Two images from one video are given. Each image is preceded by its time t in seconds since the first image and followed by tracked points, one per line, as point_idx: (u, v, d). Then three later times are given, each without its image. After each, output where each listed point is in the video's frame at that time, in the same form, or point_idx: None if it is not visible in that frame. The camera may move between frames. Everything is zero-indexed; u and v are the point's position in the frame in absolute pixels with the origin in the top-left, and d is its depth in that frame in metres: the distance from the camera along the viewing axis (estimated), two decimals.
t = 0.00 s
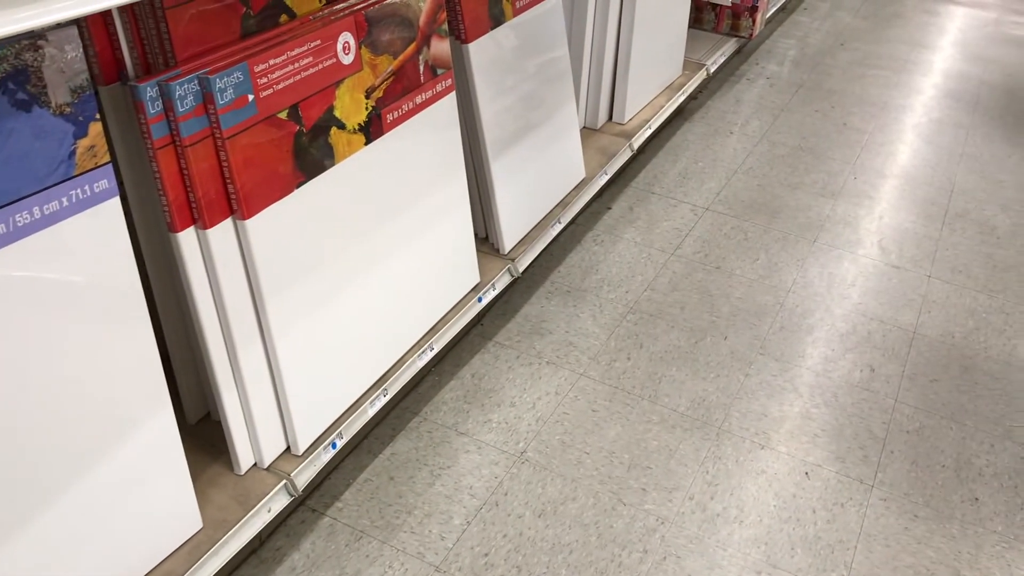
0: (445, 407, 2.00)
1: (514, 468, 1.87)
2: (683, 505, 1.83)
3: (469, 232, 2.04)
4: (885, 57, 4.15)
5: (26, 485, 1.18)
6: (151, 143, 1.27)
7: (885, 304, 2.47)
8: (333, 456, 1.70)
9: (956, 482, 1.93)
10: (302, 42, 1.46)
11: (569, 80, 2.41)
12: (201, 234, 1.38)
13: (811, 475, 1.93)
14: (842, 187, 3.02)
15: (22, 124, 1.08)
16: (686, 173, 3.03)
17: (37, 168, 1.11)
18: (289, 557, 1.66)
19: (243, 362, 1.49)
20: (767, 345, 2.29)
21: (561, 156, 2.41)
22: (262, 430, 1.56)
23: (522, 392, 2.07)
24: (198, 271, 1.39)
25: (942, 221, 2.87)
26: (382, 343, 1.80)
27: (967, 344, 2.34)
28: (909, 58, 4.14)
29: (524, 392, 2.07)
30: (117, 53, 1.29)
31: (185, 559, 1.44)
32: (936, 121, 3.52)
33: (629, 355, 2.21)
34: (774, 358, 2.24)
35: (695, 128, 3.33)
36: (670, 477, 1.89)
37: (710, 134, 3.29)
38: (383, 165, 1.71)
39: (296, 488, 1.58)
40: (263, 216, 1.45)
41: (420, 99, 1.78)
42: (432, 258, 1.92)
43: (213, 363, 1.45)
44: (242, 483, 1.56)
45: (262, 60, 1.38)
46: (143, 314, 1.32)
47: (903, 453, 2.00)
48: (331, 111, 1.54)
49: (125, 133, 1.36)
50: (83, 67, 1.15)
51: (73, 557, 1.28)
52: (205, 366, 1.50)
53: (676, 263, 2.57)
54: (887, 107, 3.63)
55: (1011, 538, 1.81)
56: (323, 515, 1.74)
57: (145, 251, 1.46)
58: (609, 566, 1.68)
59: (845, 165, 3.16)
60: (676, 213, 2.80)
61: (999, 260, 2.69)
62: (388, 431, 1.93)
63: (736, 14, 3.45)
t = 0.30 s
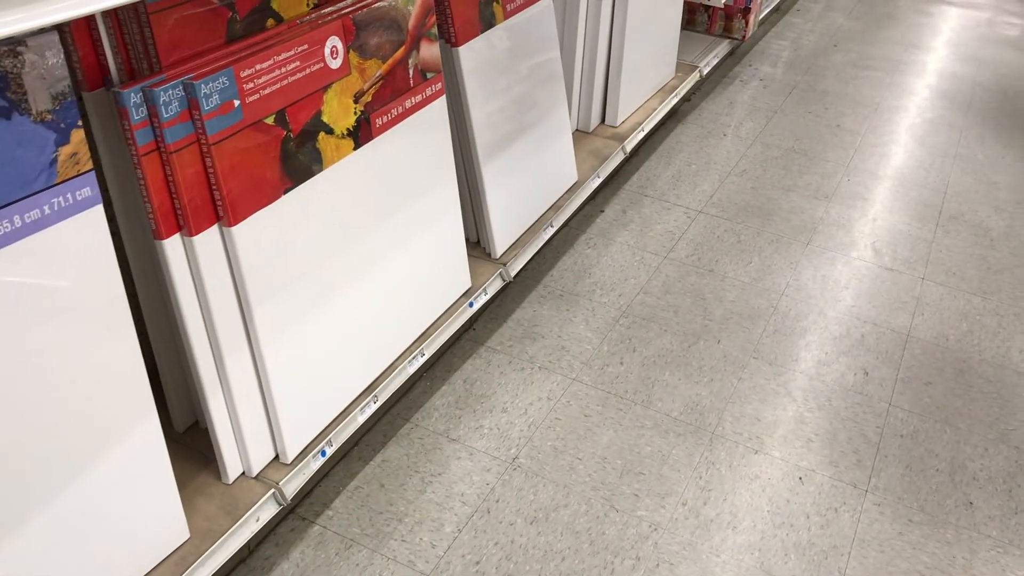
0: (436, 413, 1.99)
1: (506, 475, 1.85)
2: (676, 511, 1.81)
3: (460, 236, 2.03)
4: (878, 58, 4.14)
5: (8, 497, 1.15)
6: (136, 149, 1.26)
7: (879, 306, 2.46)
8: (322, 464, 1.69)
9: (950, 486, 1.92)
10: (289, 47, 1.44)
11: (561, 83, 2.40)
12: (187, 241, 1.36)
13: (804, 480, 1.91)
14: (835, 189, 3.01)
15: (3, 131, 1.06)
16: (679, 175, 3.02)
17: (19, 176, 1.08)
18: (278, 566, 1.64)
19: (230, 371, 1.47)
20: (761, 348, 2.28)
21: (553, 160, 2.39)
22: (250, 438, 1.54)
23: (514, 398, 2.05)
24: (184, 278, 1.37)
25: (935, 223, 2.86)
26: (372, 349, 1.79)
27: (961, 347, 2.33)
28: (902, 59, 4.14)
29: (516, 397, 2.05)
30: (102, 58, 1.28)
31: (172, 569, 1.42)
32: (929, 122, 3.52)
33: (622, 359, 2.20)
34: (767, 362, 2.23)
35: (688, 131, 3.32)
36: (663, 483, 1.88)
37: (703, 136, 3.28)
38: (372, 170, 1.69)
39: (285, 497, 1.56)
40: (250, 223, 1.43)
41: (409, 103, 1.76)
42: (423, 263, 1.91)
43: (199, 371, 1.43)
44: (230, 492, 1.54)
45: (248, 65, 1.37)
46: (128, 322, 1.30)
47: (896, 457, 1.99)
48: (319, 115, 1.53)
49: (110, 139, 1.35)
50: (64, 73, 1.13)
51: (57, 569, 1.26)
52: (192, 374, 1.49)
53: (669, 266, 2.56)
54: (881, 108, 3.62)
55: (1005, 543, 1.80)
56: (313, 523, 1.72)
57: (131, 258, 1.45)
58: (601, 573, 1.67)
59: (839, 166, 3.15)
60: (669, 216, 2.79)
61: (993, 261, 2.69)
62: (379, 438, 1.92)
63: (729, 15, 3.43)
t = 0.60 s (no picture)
0: (418, 426, 1.95)
1: (488, 490, 1.82)
2: (660, 528, 1.78)
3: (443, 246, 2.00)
4: (872, 64, 4.12)
5: None
6: (101, 160, 1.22)
7: (870, 317, 2.43)
8: (298, 480, 1.65)
9: (939, 502, 1.89)
10: (262, 55, 1.41)
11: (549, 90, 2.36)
12: (155, 254, 1.33)
13: (791, 495, 1.88)
14: (827, 196, 2.98)
15: None
16: (669, 183, 2.99)
17: None
18: None
19: (201, 386, 1.44)
20: (749, 360, 2.24)
21: (539, 168, 2.36)
22: (222, 455, 1.51)
23: (497, 410, 2.02)
24: (152, 292, 1.33)
25: (928, 231, 2.83)
26: (350, 362, 1.76)
27: (952, 359, 2.30)
28: (896, 65, 4.11)
29: (500, 410, 2.02)
30: (68, 67, 1.24)
31: None
32: (923, 129, 3.49)
33: (608, 371, 2.17)
34: (756, 374, 2.20)
35: (680, 137, 3.29)
36: (648, 498, 1.84)
37: (694, 142, 3.26)
38: (351, 180, 1.66)
39: (257, 515, 1.53)
40: (221, 235, 1.40)
41: (389, 111, 1.73)
42: (404, 273, 1.87)
43: (169, 387, 1.40)
44: (201, 510, 1.50)
45: (219, 73, 1.33)
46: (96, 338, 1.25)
47: (886, 472, 1.96)
48: (294, 125, 1.50)
49: (77, 149, 1.31)
50: (23, 83, 1.08)
51: None
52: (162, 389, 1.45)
53: (658, 275, 2.53)
54: (874, 115, 3.59)
55: (995, 560, 1.77)
56: (288, 540, 1.69)
57: (100, 270, 1.41)
58: None
59: (831, 174, 3.12)
60: (658, 224, 2.76)
61: (985, 271, 2.66)
62: (359, 451, 1.88)
63: (721, 21, 3.43)
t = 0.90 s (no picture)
0: (386, 446, 1.90)
1: (456, 514, 1.77)
2: (633, 554, 1.73)
3: (412, 261, 1.95)
4: (863, 72, 4.07)
5: None
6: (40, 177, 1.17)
7: (855, 333, 2.38)
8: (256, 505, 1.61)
9: (922, 527, 1.84)
10: (215, 67, 1.36)
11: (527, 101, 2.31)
12: (99, 274, 1.27)
13: (769, 519, 1.83)
14: (814, 208, 2.93)
15: None
16: (653, 193, 2.94)
17: None
18: None
19: (150, 410, 1.38)
20: (730, 377, 2.19)
21: (517, 180, 2.31)
22: (173, 480, 1.45)
23: (469, 430, 1.97)
24: (96, 313, 1.28)
25: (916, 244, 2.78)
26: (311, 382, 1.71)
27: (938, 377, 2.25)
28: (888, 73, 4.07)
29: (471, 429, 1.97)
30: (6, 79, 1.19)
31: None
32: (913, 139, 3.45)
33: (585, 388, 2.12)
34: (736, 392, 2.15)
35: (665, 146, 3.24)
36: (621, 523, 1.79)
37: (680, 152, 3.21)
38: (312, 195, 1.61)
39: (210, 543, 1.48)
40: (171, 254, 1.34)
41: (354, 123, 1.68)
42: (369, 289, 1.83)
43: (115, 412, 1.34)
44: (151, 537, 1.45)
45: (167, 86, 1.28)
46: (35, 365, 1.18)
47: (867, 495, 1.90)
48: (249, 139, 1.44)
49: (18, 164, 1.26)
50: None
51: None
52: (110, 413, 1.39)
53: (639, 289, 2.47)
54: (864, 124, 3.55)
55: None
56: (247, 565, 1.63)
57: (45, 288, 1.36)
58: None
59: (818, 185, 3.08)
60: (641, 236, 2.71)
61: (973, 285, 2.61)
62: (323, 473, 1.83)
63: (708, 29, 3.39)
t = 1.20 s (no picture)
0: (355, 464, 1.86)
1: (425, 533, 1.72)
2: (606, 572, 1.68)
3: (379, 275, 1.91)
4: (850, 73, 4.04)
5: None
6: None
7: (838, 340, 2.34)
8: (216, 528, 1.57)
9: (902, 541, 1.80)
10: (162, 80, 1.31)
11: (501, 108, 2.27)
12: (41, 296, 1.23)
13: (747, 535, 1.79)
14: (798, 212, 2.89)
15: None
16: (635, 199, 2.90)
17: None
18: None
19: (99, 435, 1.34)
20: (709, 388, 2.15)
21: (491, 188, 2.27)
22: (126, 506, 1.41)
23: (441, 446, 1.92)
24: (38, 337, 1.24)
25: (901, 248, 2.74)
26: (272, 401, 1.67)
27: (921, 385, 2.21)
28: (875, 74, 4.03)
29: (444, 445, 1.92)
30: None
31: None
32: (900, 140, 3.41)
33: (561, 401, 2.07)
34: (715, 403, 2.11)
35: (648, 150, 3.20)
36: (595, 540, 1.75)
37: (663, 156, 3.17)
38: (271, 210, 1.57)
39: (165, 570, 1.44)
40: (118, 274, 1.30)
41: (314, 135, 1.64)
42: (333, 304, 1.79)
43: (62, 438, 1.30)
44: (104, 565, 1.41)
45: (110, 102, 1.23)
46: None
47: (847, 508, 1.86)
48: (201, 154, 1.40)
49: None
50: None
51: None
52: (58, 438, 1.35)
53: (618, 297, 2.43)
54: (850, 126, 3.50)
55: None
56: None
57: None
58: None
59: (802, 188, 3.03)
60: (621, 242, 2.67)
61: (959, 290, 2.57)
62: (289, 493, 1.79)
63: (691, 31, 3.35)
